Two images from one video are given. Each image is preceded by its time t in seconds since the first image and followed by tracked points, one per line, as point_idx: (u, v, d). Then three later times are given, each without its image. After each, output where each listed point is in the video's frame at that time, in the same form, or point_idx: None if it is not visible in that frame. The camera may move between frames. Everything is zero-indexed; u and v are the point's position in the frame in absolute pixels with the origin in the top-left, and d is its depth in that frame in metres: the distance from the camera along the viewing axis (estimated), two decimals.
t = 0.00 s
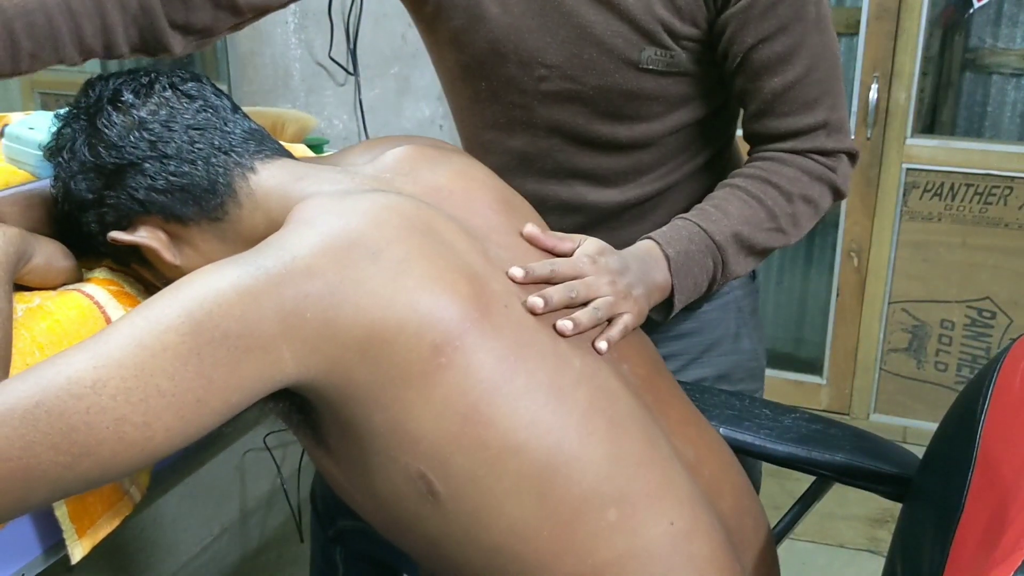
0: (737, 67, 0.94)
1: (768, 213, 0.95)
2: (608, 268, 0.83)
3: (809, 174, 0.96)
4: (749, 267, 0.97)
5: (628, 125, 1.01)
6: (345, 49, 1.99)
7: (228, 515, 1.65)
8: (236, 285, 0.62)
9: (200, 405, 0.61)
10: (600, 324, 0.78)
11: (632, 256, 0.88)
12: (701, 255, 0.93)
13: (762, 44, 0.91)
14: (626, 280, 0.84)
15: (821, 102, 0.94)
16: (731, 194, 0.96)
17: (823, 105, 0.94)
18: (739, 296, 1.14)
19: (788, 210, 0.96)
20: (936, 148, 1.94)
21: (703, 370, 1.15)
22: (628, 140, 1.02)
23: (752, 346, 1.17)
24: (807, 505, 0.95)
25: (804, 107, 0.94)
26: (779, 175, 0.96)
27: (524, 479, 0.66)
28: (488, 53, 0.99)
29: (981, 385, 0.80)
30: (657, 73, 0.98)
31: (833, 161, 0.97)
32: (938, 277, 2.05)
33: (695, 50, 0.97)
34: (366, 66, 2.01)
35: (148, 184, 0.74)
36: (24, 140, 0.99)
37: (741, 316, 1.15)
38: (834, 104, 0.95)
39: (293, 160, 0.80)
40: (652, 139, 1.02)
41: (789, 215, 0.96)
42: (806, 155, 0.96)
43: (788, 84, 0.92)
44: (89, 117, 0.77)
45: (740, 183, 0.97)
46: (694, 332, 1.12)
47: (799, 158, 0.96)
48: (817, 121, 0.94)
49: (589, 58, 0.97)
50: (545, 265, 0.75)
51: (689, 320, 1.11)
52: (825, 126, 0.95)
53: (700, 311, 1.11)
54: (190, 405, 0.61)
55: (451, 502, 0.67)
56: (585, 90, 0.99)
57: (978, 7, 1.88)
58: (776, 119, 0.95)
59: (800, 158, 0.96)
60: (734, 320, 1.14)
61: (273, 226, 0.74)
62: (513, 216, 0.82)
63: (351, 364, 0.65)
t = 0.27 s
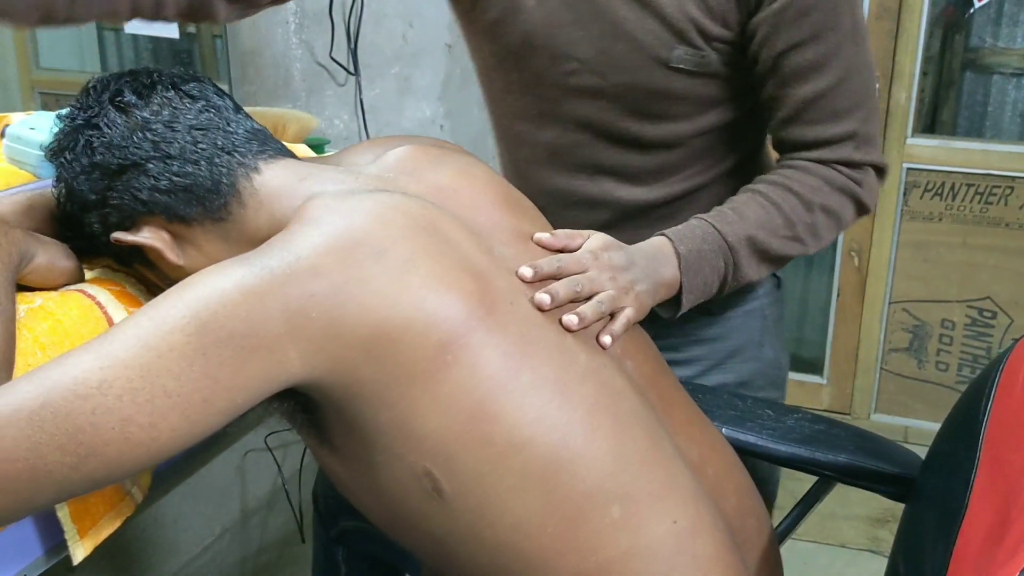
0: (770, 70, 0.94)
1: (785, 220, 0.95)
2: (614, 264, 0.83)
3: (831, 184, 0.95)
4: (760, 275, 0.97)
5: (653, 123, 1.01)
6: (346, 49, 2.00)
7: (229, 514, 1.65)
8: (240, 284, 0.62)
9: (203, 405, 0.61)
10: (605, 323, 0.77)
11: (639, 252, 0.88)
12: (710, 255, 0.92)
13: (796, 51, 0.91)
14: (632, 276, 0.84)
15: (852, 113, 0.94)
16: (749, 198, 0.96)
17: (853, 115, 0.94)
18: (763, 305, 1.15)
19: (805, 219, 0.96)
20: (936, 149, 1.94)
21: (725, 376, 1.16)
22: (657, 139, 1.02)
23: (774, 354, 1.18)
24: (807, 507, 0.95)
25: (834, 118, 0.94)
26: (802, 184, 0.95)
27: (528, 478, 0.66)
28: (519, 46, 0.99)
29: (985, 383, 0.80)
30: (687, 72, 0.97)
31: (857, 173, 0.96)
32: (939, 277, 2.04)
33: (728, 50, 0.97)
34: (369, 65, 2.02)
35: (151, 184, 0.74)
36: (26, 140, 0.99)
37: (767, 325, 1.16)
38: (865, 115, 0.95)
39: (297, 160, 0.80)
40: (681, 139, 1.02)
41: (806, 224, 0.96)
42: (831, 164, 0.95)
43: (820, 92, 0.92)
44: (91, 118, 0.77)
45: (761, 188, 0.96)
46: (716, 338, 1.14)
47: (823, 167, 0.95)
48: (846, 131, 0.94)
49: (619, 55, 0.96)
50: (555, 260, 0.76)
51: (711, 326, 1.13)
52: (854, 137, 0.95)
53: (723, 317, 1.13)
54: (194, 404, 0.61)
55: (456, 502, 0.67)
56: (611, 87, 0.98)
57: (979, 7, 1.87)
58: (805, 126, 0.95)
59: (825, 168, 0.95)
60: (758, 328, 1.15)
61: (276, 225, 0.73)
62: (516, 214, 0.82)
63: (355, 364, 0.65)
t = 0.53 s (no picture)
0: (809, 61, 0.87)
1: (791, 209, 0.82)
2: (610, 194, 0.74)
3: (846, 189, 0.82)
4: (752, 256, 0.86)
5: (711, 116, 1.00)
6: (346, 48, 2.00)
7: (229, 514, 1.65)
8: (241, 284, 0.62)
9: (203, 405, 0.61)
10: (608, 322, 0.77)
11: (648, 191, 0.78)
12: (710, 213, 0.81)
13: (841, 48, 0.81)
14: (626, 209, 0.73)
15: (884, 123, 0.81)
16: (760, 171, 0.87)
17: (884, 125, 0.81)
18: (809, 314, 1.15)
19: (811, 217, 0.83)
20: (936, 147, 1.96)
21: (768, 384, 1.16)
22: (712, 132, 1.01)
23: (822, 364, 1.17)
24: (818, 498, 0.94)
25: (858, 124, 0.81)
26: (816, 178, 0.82)
27: (530, 478, 0.65)
28: (585, 25, 1.02)
29: (987, 383, 0.80)
30: (748, 63, 0.93)
31: (873, 187, 0.83)
32: (939, 277, 2.04)
33: (785, 45, 0.91)
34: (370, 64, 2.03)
35: (152, 184, 0.74)
36: (26, 140, 0.99)
37: (813, 334, 1.16)
38: (898, 132, 0.81)
39: (298, 159, 0.80)
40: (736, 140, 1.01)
41: (813, 220, 0.83)
42: (849, 168, 0.82)
43: (853, 94, 0.80)
44: (90, 117, 0.77)
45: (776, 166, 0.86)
46: (760, 345, 1.14)
47: (839, 169, 0.83)
48: (870, 137, 0.81)
49: (682, 40, 0.95)
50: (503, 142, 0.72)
51: (755, 332, 1.13)
52: (881, 154, 0.81)
53: (767, 324, 1.13)
54: (195, 404, 0.60)
55: (458, 502, 0.66)
56: (674, 72, 0.97)
57: (979, 6, 1.87)
58: (816, 130, 0.85)
59: (840, 171, 0.83)
60: (803, 336, 1.15)
61: (276, 224, 0.73)
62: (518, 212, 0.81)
63: (357, 363, 0.65)
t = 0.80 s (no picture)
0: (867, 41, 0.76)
1: (832, 175, 0.70)
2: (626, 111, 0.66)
3: (895, 173, 0.70)
4: (790, 226, 0.73)
5: (777, 111, 0.89)
6: (346, 48, 2.00)
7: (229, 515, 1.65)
8: (241, 284, 0.61)
9: (204, 406, 0.60)
10: (612, 324, 0.77)
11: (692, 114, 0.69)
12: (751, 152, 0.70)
13: (902, 26, 0.71)
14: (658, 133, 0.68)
15: (943, 110, 0.69)
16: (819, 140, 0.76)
17: (941, 113, 0.69)
18: (865, 325, 1.04)
19: (851, 190, 0.70)
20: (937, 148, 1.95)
21: (814, 395, 1.07)
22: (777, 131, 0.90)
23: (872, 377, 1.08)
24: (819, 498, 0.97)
25: (910, 110, 0.70)
26: (866, 156, 0.70)
27: (532, 479, 0.65)
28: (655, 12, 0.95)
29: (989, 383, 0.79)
30: (818, 53, 0.83)
31: (921, 174, 0.70)
32: (939, 277, 2.04)
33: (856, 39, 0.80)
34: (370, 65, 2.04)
35: (152, 185, 0.74)
36: (26, 140, 0.99)
37: (866, 345, 1.06)
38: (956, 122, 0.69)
39: (298, 159, 0.79)
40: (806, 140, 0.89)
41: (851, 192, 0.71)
42: (896, 151, 0.71)
43: (905, 76, 0.70)
44: (90, 117, 0.77)
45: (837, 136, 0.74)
46: (810, 354, 1.04)
47: (885, 150, 0.71)
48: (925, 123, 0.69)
49: (749, 28, 0.87)
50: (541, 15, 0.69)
51: (803, 340, 1.03)
52: (932, 143, 0.69)
53: (818, 332, 1.03)
54: (196, 405, 0.60)
55: (460, 503, 0.66)
56: (740, 62, 0.89)
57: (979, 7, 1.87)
58: (865, 113, 0.74)
59: (889, 153, 0.71)
60: (856, 347, 1.05)
61: (277, 224, 0.73)
62: (519, 212, 0.81)
63: (358, 365, 0.64)
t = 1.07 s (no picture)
0: (936, 52, 0.79)
1: (935, 194, 0.73)
2: (699, 124, 0.74)
3: (987, 185, 0.73)
4: (881, 243, 0.78)
5: (826, 109, 0.92)
6: (347, 48, 2.01)
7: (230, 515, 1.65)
8: (244, 285, 0.62)
9: (206, 406, 0.61)
10: (613, 324, 0.77)
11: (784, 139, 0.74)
12: (852, 184, 0.74)
13: (976, 38, 0.73)
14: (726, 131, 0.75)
15: None
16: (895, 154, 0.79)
17: None
18: (904, 333, 1.06)
19: (950, 206, 0.74)
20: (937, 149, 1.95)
21: (850, 401, 1.08)
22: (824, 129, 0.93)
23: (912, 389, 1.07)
24: (821, 498, 0.94)
25: (990, 118, 0.73)
26: (954, 167, 0.73)
27: (534, 479, 0.65)
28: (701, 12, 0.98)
29: (990, 384, 0.80)
30: (871, 52, 0.87)
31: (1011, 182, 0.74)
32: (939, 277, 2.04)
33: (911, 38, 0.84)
34: (371, 65, 2.04)
35: (155, 185, 0.74)
36: (27, 140, 0.99)
37: (905, 355, 1.07)
38: None
39: (301, 160, 0.79)
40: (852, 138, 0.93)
41: (949, 208, 0.74)
42: (987, 160, 0.73)
43: (985, 85, 0.72)
44: (93, 118, 0.77)
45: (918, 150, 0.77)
46: (848, 359, 1.06)
47: (977, 159, 0.74)
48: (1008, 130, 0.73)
49: (801, 27, 0.90)
50: (689, 50, 0.77)
51: (841, 344, 1.06)
52: (1019, 151, 0.73)
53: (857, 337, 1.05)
54: (199, 405, 0.60)
55: (462, 504, 0.66)
56: (791, 61, 0.91)
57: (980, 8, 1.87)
58: (944, 123, 0.77)
59: (982, 163, 0.73)
60: (895, 356, 1.06)
61: (280, 225, 0.73)
62: (522, 213, 0.81)
63: (361, 366, 0.65)
